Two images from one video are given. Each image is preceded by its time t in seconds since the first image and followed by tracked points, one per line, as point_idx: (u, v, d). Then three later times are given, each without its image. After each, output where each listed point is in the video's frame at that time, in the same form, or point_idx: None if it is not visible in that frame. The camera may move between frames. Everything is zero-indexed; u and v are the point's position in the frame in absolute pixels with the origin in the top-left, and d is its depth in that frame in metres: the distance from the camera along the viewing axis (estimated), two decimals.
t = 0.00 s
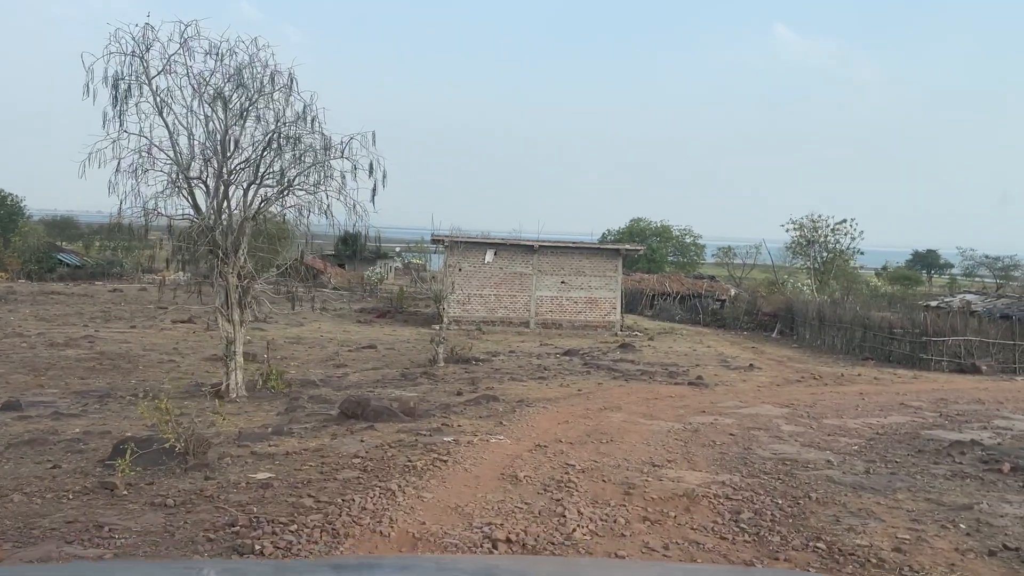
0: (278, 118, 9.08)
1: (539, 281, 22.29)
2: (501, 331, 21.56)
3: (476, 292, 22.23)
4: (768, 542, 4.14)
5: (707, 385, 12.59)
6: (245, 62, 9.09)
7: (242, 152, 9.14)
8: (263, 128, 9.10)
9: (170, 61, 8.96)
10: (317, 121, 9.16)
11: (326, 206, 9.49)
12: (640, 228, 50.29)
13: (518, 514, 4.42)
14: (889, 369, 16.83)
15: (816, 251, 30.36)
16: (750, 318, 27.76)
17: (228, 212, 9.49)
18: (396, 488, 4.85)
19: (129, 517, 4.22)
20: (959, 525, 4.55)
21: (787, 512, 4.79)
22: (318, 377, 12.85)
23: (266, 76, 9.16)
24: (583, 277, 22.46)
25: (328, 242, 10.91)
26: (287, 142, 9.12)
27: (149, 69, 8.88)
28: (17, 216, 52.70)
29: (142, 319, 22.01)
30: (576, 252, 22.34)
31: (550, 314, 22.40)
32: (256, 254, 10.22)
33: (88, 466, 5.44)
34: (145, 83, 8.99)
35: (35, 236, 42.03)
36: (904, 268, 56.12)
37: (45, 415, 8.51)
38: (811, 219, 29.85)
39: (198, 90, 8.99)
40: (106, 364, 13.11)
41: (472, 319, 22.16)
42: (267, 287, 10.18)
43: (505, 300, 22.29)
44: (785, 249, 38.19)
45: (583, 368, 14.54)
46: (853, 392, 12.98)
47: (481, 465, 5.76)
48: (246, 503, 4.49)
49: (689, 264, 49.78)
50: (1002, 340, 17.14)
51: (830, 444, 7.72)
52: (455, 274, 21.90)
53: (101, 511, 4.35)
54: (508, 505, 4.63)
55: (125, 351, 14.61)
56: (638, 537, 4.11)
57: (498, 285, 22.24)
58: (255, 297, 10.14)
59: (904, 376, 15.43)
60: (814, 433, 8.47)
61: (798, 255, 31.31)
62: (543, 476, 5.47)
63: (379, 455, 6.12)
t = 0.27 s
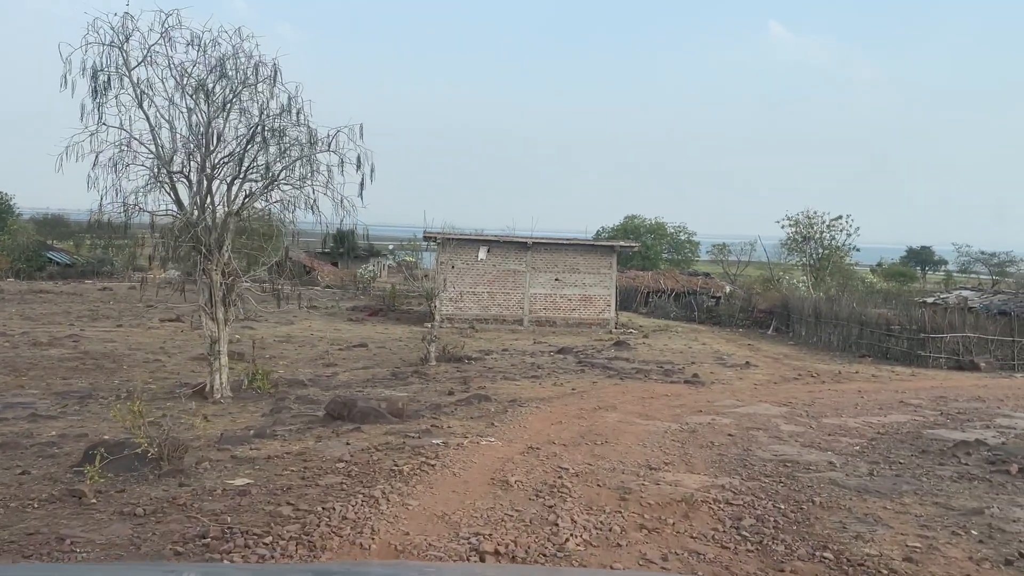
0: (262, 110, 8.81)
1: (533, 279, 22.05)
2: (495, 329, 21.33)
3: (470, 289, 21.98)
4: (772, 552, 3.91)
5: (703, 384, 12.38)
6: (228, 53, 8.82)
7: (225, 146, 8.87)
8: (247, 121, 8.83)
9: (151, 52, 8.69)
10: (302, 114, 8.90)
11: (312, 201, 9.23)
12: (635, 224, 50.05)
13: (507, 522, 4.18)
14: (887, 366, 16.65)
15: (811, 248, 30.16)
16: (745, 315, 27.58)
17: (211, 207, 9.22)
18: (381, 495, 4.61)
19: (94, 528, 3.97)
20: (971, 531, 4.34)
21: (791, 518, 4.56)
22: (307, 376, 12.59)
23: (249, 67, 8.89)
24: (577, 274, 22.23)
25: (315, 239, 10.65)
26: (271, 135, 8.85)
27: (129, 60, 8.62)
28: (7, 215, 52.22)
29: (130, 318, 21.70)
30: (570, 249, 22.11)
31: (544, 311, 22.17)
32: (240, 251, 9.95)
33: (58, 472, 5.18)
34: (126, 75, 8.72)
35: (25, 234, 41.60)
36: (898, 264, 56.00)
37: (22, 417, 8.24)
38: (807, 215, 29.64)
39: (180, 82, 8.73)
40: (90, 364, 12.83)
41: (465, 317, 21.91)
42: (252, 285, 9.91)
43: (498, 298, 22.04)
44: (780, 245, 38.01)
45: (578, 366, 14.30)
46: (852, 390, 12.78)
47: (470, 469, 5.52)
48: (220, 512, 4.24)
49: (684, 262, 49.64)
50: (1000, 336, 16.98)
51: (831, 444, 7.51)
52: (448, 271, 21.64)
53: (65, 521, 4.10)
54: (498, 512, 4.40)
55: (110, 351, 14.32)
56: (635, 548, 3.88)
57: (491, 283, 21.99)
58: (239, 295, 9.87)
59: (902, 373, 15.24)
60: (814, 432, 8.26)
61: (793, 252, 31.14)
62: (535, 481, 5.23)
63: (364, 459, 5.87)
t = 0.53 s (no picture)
0: (251, 101, 8.58)
1: (530, 275, 21.84)
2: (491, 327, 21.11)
3: (466, 286, 21.75)
4: (784, 559, 3.71)
5: (703, 381, 12.18)
6: (216, 42, 8.58)
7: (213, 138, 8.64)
8: (235, 112, 8.60)
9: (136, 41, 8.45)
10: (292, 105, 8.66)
11: (303, 195, 9.00)
12: (632, 222, 49.81)
13: (504, 528, 3.97)
14: (888, 363, 16.49)
15: (809, 244, 29.95)
16: (743, 312, 27.41)
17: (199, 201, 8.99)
18: (371, 499, 4.39)
19: (65, 536, 3.75)
20: (991, 536, 4.14)
21: (801, 523, 4.36)
22: (300, 375, 12.36)
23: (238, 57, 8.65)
24: (574, 271, 22.02)
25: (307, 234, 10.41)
26: (260, 127, 8.62)
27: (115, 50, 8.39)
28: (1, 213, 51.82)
29: (122, 316, 21.43)
30: (567, 245, 21.90)
31: (540, 309, 21.96)
32: (230, 246, 9.71)
33: (34, 475, 4.96)
34: (111, 65, 8.50)
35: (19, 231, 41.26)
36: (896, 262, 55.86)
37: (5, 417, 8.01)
38: (805, 212, 29.43)
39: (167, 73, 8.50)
40: (78, 363, 12.58)
41: (461, 314, 21.69)
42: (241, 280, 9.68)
43: (495, 295, 21.83)
44: (777, 242, 37.83)
45: (575, 364, 14.09)
46: (853, 388, 12.59)
47: (464, 470, 5.31)
48: (200, 518, 4.02)
49: (681, 259, 49.54)
50: (1002, 333, 16.82)
51: (836, 443, 7.31)
52: (444, 268, 21.41)
53: (36, 529, 3.88)
54: (493, 517, 4.18)
55: (99, 349, 14.07)
56: (639, 555, 3.67)
57: (488, 280, 21.77)
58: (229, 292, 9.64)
59: (903, 370, 15.06)
60: (818, 431, 8.07)
61: (791, 249, 30.96)
62: (533, 483, 5.02)
63: (355, 460, 5.66)
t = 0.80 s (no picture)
0: (244, 92, 8.35)
1: (529, 273, 21.62)
2: (490, 324, 20.90)
3: (465, 283, 21.53)
4: (806, 568, 3.51)
5: (706, 379, 11.98)
6: (208, 31, 8.35)
7: (205, 130, 8.41)
8: (228, 103, 8.37)
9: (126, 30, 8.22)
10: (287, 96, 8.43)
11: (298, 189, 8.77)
12: (631, 219, 49.57)
13: (507, 536, 3.75)
14: (892, 360, 16.31)
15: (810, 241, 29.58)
16: (743, 309, 27.21)
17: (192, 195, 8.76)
18: (368, 504, 4.17)
19: (42, 546, 3.52)
20: (1019, 542, 3.95)
21: (819, 528, 4.15)
22: (296, 373, 12.13)
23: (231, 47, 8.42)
24: (574, 268, 21.80)
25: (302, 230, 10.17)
26: (254, 119, 8.39)
27: (104, 39, 8.16)
28: None
29: (117, 314, 21.17)
30: (567, 242, 21.69)
31: (540, 306, 21.74)
32: (223, 242, 9.47)
33: (14, 479, 4.73)
34: (100, 55, 8.26)
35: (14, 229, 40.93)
36: (895, 259, 55.70)
37: None
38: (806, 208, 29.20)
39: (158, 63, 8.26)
40: (70, 362, 12.34)
41: (460, 312, 21.47)
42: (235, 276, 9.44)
43: (494, 292, 21.61)
44: (777, 239, 37.63)
45: (576, 361, 13.88)
46: (858, 385, 12.39)
47: (465, 472, 5.10)
48: (187, 526, 3.80)
49: (680, 257, 49.35)
50: (1007, 330, 16.64)
51: (847, 443, 7.11)
52: (442, 266, 21.19)
53: (11, 537, 3.65)
54: (495, 523, 3.97)
55: (92, 348, 13.83)
56: (651, 564, 3.47)
57: (487, 277, 21.55)
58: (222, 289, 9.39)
59: (908, 367, 14.87)
60: (827, 430, 7.87)
61: (791, 245, 30.74)
62: (536, 487, 4.80)
63: (351, 462, 5.44)
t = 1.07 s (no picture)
0: (238, 85, 8.10)
1: (529, 272, 21.36)
2: (490, 324, 20.65)
3: (464, 283, 21.28)
4: None
5: (711, 379, 11.74)
6: (200, 22, 8.10)
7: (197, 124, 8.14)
8: (220, 96, 8.12)
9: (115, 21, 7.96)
10: (282, 90, 8.20)
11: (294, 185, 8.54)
12: (631, 218, 49.32)
13: (512, 550, 3.51)
14: (899, 359, 16.07)
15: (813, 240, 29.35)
16: (745, 308, 26.98)
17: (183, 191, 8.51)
18: (363, 515, 3.92)
19: (12, 562, 3.27)
20: None
21: (842, 540, 3.91)
22: (292, 375, 11.87)
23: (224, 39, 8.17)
24: (575, 267, 21.55)
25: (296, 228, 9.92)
26: (247, 112, 8.15)
27: (92, 30, 7.90)
28: None
29: (113, 314, 20.90)
30: (567, 241, 21.44)
31: (540, 305, 21.50)
32: (215, 240, 9.20)
33: None
34: (88, 46, 8.00)
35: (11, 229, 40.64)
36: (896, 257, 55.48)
37: None
38: (808, 206, 28.96)
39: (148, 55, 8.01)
40: (61, 362, 12.08)
41: (459, 311, 21.23)
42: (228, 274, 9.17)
43: (493, 291, 21.36)
44: (778, 238, 37.40)
45: (578, 361, 13.64)
46: (865, 386, 12.16)
47: (466, 479, 4.85)
48: (169, 539, 3.55)
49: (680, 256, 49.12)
50: (1014, 329, 16.41)
51: (861, 447, 6.88)
52: (441, 265, 20.95)
53: None
54: (498, 536, 3.72)
55: (85, 348, 13.56)
56: None
57: (487, 276, 21.30)
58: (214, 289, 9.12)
59: (914, 367, 14.64)
60: (839, 433, 7.63)
61: (793, 244, 30.49)
62: (541, 495, 4.55)
63: (346, 468, 5.19)
